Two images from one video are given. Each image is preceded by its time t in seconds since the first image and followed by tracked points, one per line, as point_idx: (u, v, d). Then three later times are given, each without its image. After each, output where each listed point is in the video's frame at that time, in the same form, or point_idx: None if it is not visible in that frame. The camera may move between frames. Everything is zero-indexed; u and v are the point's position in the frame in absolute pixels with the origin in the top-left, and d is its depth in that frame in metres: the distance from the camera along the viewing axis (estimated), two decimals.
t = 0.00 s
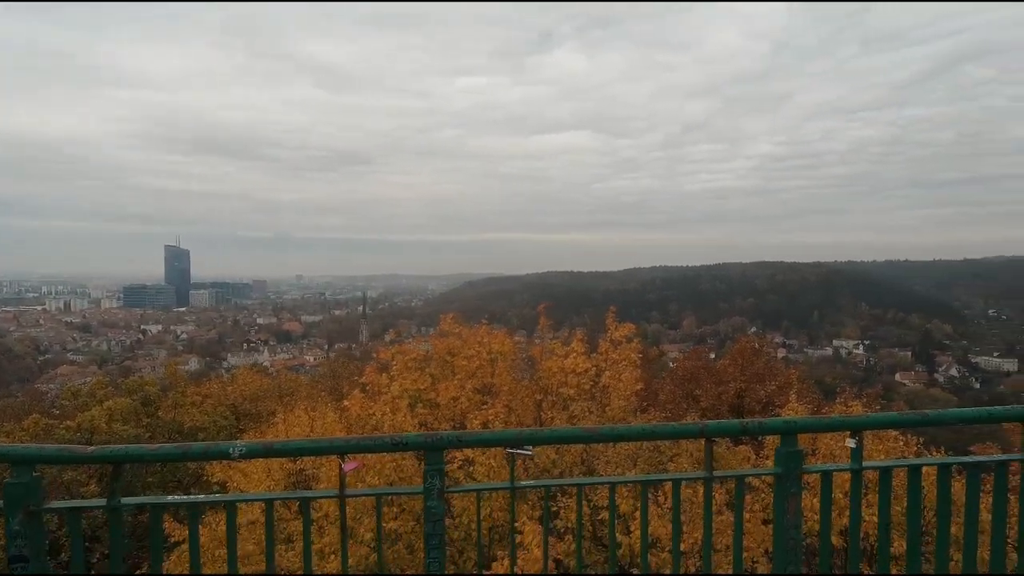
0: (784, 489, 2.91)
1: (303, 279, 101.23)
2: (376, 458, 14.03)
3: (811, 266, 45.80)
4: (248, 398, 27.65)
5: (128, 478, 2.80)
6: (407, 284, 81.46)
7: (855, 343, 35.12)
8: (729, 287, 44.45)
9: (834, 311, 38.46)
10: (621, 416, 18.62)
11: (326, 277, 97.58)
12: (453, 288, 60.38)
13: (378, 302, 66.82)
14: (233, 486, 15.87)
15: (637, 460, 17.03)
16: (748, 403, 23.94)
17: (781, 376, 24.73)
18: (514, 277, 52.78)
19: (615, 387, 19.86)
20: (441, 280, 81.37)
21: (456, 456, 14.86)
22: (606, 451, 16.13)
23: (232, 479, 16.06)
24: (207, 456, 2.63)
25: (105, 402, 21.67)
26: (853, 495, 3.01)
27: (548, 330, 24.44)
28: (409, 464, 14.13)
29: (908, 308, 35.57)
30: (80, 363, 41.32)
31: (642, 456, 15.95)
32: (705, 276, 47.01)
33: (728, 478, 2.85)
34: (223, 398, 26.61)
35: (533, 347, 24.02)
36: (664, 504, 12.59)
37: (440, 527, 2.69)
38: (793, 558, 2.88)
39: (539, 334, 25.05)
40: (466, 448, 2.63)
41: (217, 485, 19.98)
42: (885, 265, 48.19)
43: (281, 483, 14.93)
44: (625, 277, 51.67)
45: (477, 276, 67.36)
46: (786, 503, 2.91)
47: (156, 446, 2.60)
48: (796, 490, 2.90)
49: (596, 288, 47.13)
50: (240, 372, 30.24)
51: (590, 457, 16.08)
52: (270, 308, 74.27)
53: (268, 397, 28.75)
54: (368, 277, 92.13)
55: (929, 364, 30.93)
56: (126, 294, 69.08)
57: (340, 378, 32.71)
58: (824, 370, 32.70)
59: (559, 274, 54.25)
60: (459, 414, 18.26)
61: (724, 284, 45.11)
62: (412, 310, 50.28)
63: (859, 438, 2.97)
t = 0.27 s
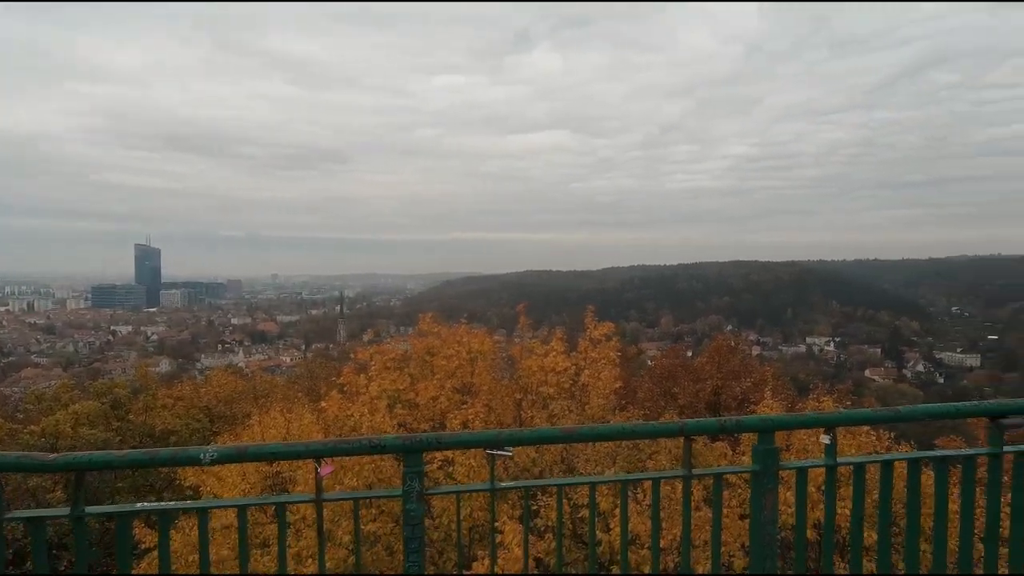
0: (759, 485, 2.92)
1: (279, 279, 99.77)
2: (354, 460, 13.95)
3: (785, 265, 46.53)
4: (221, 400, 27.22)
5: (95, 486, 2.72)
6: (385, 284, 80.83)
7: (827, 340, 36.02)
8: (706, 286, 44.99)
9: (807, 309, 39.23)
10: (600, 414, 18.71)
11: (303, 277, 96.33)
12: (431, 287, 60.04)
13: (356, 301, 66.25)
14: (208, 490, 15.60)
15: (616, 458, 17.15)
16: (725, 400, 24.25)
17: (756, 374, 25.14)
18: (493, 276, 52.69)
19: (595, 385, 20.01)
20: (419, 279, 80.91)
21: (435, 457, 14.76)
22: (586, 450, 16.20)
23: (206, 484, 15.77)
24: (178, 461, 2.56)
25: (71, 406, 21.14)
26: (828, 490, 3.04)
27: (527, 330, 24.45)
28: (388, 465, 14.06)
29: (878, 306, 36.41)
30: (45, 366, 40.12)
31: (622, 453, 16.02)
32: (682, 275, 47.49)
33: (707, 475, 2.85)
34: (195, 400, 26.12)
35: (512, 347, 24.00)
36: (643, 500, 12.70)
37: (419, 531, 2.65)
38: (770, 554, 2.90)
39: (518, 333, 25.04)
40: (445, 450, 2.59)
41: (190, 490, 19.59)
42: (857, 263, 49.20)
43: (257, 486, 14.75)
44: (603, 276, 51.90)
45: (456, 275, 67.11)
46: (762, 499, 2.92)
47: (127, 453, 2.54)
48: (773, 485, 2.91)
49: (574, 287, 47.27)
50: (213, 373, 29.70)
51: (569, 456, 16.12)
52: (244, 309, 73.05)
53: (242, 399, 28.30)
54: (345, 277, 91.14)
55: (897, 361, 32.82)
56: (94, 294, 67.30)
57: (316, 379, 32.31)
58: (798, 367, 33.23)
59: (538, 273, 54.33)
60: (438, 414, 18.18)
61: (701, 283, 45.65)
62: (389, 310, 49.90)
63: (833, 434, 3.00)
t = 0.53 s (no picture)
0: (722, 480, 2.92)
1: (237, 277, 97.15)
2: (315, 464, 13.78)
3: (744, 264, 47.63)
4: (175, 404, 26.48)
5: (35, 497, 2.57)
6: (347, 283, 79.61)
7: (783, 338, 37.73)
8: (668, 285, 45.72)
9: (764, 307, 40.32)
10: (565, 412, 18.83)
11: (262, 275, 94.09)
12: (394, 287, 59.38)
13: (317, 300, 65.14)
14: (161, 497, 15.10)
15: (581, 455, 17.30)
16: (686, 397, 24.69)
17: (716, 370, 25.71)
18: (457, 276, 52.42)
19: (560, 384, 20.14)
20: (383, 278, 79.97)
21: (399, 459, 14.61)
22: (551, 448, 16.25)
23: (160, 492, 15.26)
24: (123, 469, 2.43)
25: (12, 413, 20.19)
26: (785, 484, 3.07)
27: (493, 330, 24.46)
28: (351, 468, 13.87)
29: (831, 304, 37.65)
30: None
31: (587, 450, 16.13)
32: (645, 274, 48.14)
33: (669, 472, 2.85)
34: (148, 404, 25.25)
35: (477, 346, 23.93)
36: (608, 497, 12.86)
37: (382, 535, 2.58)
38: (731, 548, 2.91)
39: (483, 333, 24.97)
40: (406, 453, 2.51)
41: (142, 498, 18.91)
42: (811, 262, 50.76)
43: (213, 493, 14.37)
44: (568, 275, 52.20)
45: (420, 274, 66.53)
46: (725, 494, 2.92)
47: (66, 462, 2.40)
48: (734, 481, 2.91)
49: (539, 286, 47.38)
50: (166, 376, 28.73)
51: (535, 455, 16.14)
52: (200, 309, 70.89)
53: (197, 402, 27.49)
54: (307, 275, 89.39)
55: (847, 356, 34.63)
56: (38, 295, 64.24)
57: (275, 380, 31.58)
58: (755, 364, 34.08)
59: (503, 272, 54.36)
60: (403, 415, 18.00)
61: (663, 282, 46.41)
62: (352, 310, 49.12)
63: (793, 428, 3.02)
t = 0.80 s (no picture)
0: (673, 474, 2.98)
1: (181, 275, 93.42)
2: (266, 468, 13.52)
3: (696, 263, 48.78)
4: (111, 408, 25.53)
5: None
6: (298, 282, 77.65)
7: (732, 335, 38.63)
8: (623, 284, 46.39)
9: (713, 306, 41.43)
10: (522, 410, 18.91)
11: (209, 273, 90.79)
12: (348, 285, 58.23)
13: (267, 299, 63.44)
14: (100, 506, 14.42)
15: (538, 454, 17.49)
16: (641, 394, 25.11)
17: (669, 368, 26.33)
18: (413, 275, 51.80)
19: (517, 383, 20.21)
20: (337, 277, 78.37)
21: (354, 461, 14.41)
22: (508, 446, 16.28)
23: (98, 501, 14.57)
24: (56, 479, 2.31)
25: None
26: (733, 476, 3.15)
27: (449, 329, 24.32)
28: (304, 472, 13.61)
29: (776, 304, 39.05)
30: None
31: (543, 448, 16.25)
32: (600, 273, 48.71)
33: (624, 468, 2.88)
34: (82, 409, 24.04)
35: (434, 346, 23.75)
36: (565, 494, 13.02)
37: (337, 538, 2.52)
38: (683, 539, 2.95)
39: (440, 333, 24.80)
40: (361, 456, 2.46)
41: (78, 508, 17.99)
42: (759, 262, 52.43)
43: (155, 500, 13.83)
44: (525, 274, 52.32)
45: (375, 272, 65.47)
46: (676, 487, 2.98)
47: None
48: (684, 474, 2.97)
49: (495, 284, 47.27)
50: (104, 379, 27.36)
51: (493, 454, 16.16)
52: (141, 308, 67.75)
53: (138, 407, 26.30)
54: (256, 273, 86.68)
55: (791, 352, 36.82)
56: None
57: (223, 382, 30.50)
58: (706, 360, 34.94)
59: (459, 270, 54.10)
60: (358, 416, 17.72)
61: (618, 281, 47.14)
62: (304, 309, 47.86)
63: (739, 423, 3.10)
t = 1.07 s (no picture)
0: (627, 471, 2.88)
1: (119, 273, 89.04)
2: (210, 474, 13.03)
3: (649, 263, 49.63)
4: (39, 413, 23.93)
5: None
6: (246, 280, 75.20)
7: (682, 334, 39.39)
8: (578, 284, 46.76)
9: (665, 305, 42.20)
10: (477, 410, 18.78)
11: (149, 271, 86.89)
12: (299, 284, 56.70)
13: (212, 297, 61.19)
14: (26, 518, 13.56)
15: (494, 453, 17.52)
16: (595, 392, 25.33)
17: (622, 366, 26.72)
18: (366, 273, 50.86)
19: (473, 383, 20.08)
20: (287, 275, 76.31)
21: (304, 464, 14.01)
22: (464, 446, 16.15)
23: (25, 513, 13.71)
24: None
25: None
26: (688, 472, 3.08)
27: (404, 329, 23.97)
28: (251, 476, 13.19)
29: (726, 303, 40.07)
30: None
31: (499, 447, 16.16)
32: (556, 272, 48.96)
33: (579, 465, 2.77)
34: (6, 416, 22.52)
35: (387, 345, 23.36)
36: (519, 492, 12.99)
37: (282, 548, 2.33)
38: (634, 535, 2.88)
39: (394, 332, 24.41)
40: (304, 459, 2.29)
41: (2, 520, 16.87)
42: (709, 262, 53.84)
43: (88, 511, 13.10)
44: (481, 273, 52.11)
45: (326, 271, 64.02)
46: (629, 485, 2.88)
47: None
48: (636, 470, 2.88)
49: (450, 283, 46.85)
50: (32, 383, 25.74)
51: (448, 454, 16.01)
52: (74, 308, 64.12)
53: (70, 413, 24.89)
54: (200, 270, 83.44)
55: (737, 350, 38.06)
56: None
57: (163, 385, 29.18)
58: (659, 358, 35.57)
59: (414, 269, 53.50)
60: (308, 418, 17.24)
61: (573, 280, 47.52)
62: (251, 309, 46.27)
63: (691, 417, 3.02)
